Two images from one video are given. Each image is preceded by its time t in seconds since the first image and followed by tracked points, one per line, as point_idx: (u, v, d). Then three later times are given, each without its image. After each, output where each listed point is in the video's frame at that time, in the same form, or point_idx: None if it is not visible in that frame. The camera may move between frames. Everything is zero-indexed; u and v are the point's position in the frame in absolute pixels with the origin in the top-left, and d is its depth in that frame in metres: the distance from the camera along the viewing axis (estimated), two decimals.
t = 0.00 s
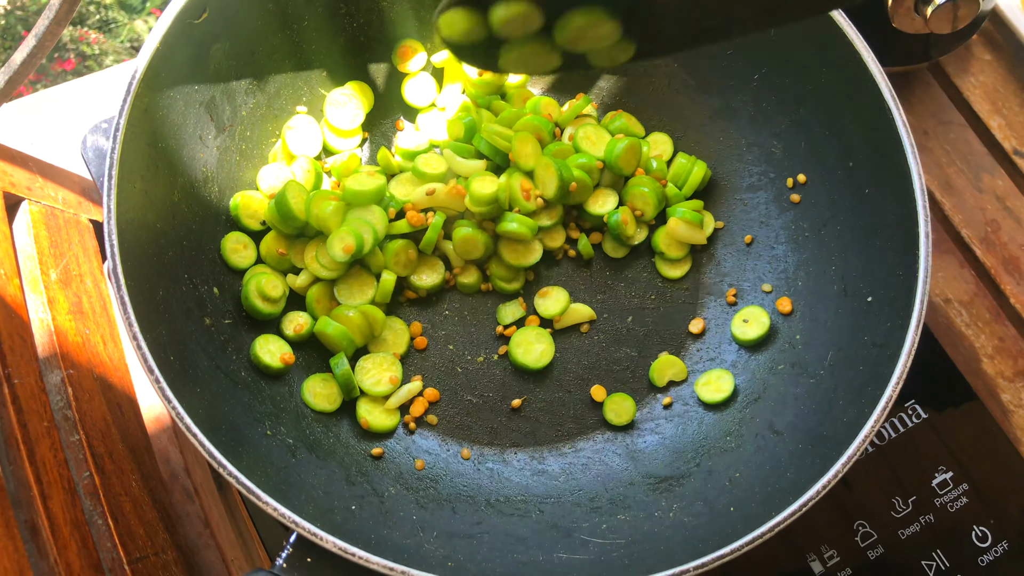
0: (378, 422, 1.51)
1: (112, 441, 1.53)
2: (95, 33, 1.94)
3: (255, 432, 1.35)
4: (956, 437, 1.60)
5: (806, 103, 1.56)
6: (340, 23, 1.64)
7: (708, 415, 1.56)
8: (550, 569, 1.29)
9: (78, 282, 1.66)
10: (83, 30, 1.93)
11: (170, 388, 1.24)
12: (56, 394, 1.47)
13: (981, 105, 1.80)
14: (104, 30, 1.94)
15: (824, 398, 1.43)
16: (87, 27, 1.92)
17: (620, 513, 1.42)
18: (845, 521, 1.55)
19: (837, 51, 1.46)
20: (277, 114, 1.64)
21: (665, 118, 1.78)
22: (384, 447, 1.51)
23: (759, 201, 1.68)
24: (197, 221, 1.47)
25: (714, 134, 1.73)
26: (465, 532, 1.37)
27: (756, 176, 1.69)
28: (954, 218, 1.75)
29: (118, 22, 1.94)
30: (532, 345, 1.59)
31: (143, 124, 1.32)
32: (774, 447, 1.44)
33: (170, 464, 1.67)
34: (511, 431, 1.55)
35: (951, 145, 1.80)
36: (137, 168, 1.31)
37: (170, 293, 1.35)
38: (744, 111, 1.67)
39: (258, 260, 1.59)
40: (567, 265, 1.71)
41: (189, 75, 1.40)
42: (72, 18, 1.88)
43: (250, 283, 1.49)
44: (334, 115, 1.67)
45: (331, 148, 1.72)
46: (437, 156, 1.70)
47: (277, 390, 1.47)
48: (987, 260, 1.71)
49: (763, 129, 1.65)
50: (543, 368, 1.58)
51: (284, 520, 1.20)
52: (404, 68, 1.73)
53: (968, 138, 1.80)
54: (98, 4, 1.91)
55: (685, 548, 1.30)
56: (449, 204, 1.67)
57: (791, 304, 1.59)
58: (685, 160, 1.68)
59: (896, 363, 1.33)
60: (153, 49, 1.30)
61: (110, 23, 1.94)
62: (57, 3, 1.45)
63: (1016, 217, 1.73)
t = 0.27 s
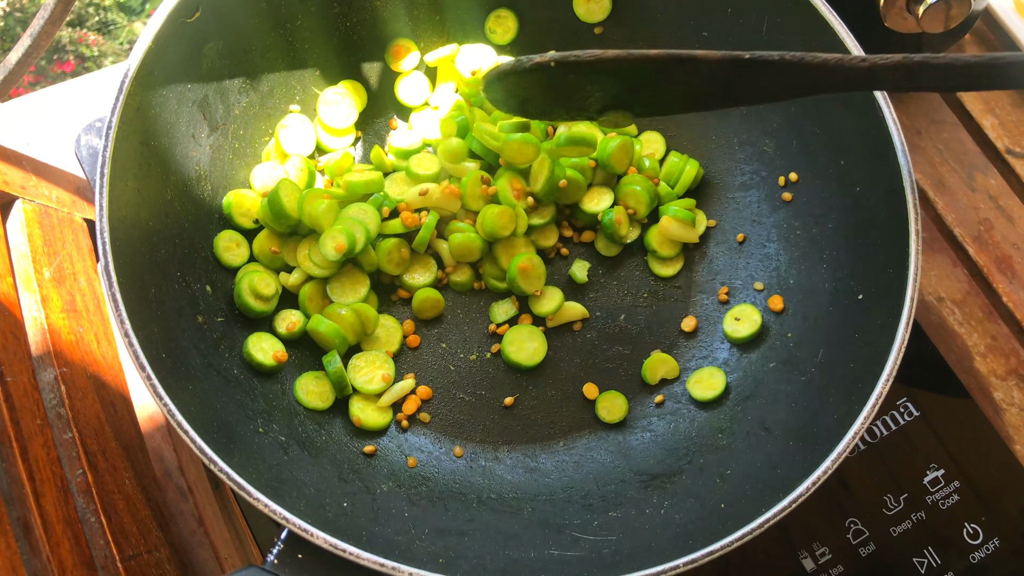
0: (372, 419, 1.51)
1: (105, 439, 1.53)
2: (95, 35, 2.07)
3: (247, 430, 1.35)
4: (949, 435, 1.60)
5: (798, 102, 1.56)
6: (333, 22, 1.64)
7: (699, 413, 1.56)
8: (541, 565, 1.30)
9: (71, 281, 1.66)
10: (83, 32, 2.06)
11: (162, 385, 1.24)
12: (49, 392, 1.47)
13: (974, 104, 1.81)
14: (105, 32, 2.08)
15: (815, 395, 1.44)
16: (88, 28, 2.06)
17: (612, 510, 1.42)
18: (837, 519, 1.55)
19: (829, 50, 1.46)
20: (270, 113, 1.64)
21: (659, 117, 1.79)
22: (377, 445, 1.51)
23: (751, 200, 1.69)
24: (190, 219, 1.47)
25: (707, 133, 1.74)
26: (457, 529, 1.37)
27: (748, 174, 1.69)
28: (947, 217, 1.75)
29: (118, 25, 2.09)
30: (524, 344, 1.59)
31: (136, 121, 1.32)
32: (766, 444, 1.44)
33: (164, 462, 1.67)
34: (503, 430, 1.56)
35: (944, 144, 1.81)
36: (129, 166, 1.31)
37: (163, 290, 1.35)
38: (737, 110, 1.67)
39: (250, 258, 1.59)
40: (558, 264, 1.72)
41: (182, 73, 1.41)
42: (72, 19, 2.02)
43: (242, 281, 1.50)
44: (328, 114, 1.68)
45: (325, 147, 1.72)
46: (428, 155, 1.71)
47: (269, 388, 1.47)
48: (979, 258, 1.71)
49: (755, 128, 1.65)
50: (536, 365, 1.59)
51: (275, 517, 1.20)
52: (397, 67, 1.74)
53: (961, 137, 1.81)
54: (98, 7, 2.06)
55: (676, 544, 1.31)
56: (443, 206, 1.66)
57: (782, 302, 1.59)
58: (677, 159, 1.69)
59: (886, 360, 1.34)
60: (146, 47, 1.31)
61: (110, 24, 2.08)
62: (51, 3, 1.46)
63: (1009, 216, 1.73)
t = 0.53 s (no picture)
0: (375, 417, 1.52)
1: (109, 437, 1.54)
2: (96, 37, 2.08)
3: (251, 428, 1.36)
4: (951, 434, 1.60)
5: (799, 101, 1.57)
6: (336, 22, 1.65)
7: (701, 411, 1.56)
8: (544, 562, 1.30)
9: (75, 281, 1.67)
10: (83, 34, 2.08)
11: (166, 382, 1.25)
12: (54, 390, 1.48)
13: (975, 104, 1.81)
14: (105, 34, 2.08)
15: (817, 393, 1.44)
16: (88, 30, 2.07)
17: (615, 508, 1.42)
18: (839, 516, 1.55)
19: (830, 50, 1.47)
20: (273, 113, 1.65)
21: (660, 117, 1.79)
22: (380, 443, 1.52)
23: (752, 199, 1.69)
24: (194, 218, 1.48)
25: (708, 133, 1.74)
26: (460, 527, 1.38)
27: (750, 174, 1.70)
28: (948, 216, 1.75)
29: (118, 26, 2.10)
30: (527, 343, 1.59)
31: (140, 121, 1.33)
32: (767, 442, 1.44)
33: (167, 461, 1.68)
34: (506, 428, 1.56)
35: (945, 144, 1.81)
36: (133, 165, 1.31)
37: (167, 289, 1.36)
38: (738, 109, 1.68)
39: (253, 257, 1.60)
40: (561, 262, 1.72)
41: (185, 73, 1.41)
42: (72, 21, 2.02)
43: (246, 281, 1.50)
44: (330, 114, 1.69)
45: (327, 147, 1.73)
46: (431, 155, 1.70)
47: (273, 386, 1.48)
48: (980, 257, 1.72)
49: (756, 127, 1.66)
50: (538, 364, 1.59)
51: (280, 514, 1.20)
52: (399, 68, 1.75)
53: (962, 137, 1.81)
54: (99, 9, 2.06)
55: (678, 542, 1.31)
56: (446, 205, 1.66)
57: (784, 300, 1.60)
58: (679, 158, 1.69)
59: (887, 358, 1.34)
60: (150, 46, 1.31)
61: (111, 26, 2.09)
62: (54, 4, 1.46)
63: (1010, 215, 1.74)
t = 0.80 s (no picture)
0: (372, 418, 1.53)
1: (108, 438, 1.54)
2: (95, 39, 2.09)
3: (249, 428, 1.37)
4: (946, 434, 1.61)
5: (794, 103, 1.58)
6: (334, 25, 1.66)
7: (697, 411, 1.57)
8: (540, 561, 1.31)
9: (74, 282, 1.68)
10: (83, 36, 2.08)
11: (164, 383, 1.25)
12: (53, 391, 1.48)
13: (970, 105, 1.82)
14: (104, 36, 2.10)
15: (811, 393, 1.45)
16: (88, 33, 2.08)
17: (611, 507, 1.43)
18: (834, 516, 1.56)
19: (825, 52, 1.48)
20: (271, 115, 1.66)
21: (656, 118, 1.80)
22: (377, 443, 1.53)
23: (748, 200, 1.70)
24: (192, 220, 1.49)
25: (704, 134, 1.75)
26: (457, 526, 1.38)
27: (746, 175, 1.71)
28: (943, 217, 1.76)
29: (117, 29, 2.11)
30: (524, 344, 1.60)
31: (138, 123, 1.34)
32: (763, 442, 1.45)
33: (166, 462, 1.69)
34: (502, 428, 1.57)
35: (940, 145, 1.82)
36: (131, 167, 1.32)
37: (165, 290, 1.37)
38: (734, 111, 1.69)
39: (251, 259, 1.60)
40: (558, 263, 1.73)
41: (184, 75, 1.42)
42: (72, 23, 2.04)
43: (244, 282, 1.51)
44: (328, 115, 1.69)
45: (325, 149, 1.74)
46: (427, 156, 1.72)
47: (270, 387, 1.48)
48: (975, 258, 1.73)
49: (752, 129, 1.67)
50: (535, 364, 1.60)
51: (277, 513, 1.21)
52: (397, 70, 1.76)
53: (957, 138, 1.82)
54: (98, 11, 2.08)
55: (674, 541, 1.32)
56: (443, 206, 1.67)
57: (779, 301, 1.61)
58: (675, 159, 1.70)
59: (882, 358, 1.35)
60: (148, 49, 1.32)
61: (110, 29, 2.10)
62: (54, 7, 1.47)
63: (1005, 217, 1.75)
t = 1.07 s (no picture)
0: (367, 418, 1.53)
1: (104, 439, 1.54)
2: (93, 39, 2.08)
3: (245, 429, 1.37)
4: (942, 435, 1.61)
5: (789, 104, 1.58)
6: (330, 26, 1.66)
7: (693, 412, 1.57)
8: (535, 562, 1.31)
9: (70, 283, 1.68)
10: (81, 37, 2.08)
11: (159, 384, 1.25)
12: (49, 392, 1.49)
13: (966, 107, 1.83)
14: (102, 37, 2.08)
15: (806, 394, 1.46)
16: (85, 33, 2.07)
17: (606, 508, 1.43)
18: (829, 517, 1.56)
19: (820, 54, 1.48)
20: (267, 116, 1.66)
21: (652, 119, 1.80)
22: (373, 444, 1.53)
23: (744, 201, 1.71)
24: (188, 221, 1.49)
25: (700, 135, 1.75)
26: (452, 527, 1.39)
27: (741, 176, 1.71)
28: (939, 219, 1.77)
29: (116, 29, 2.08)
30: (519, 345, 1.60)
31: (134, 124, 1.34)
32: (757, 443, 1.46)
33: (162, 463, 1.68)
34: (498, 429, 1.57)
35: (936, 146, 1.82)
36: (127, 168, 1.32)
37: (160, 291, 1.37)
38: (729, 112, 1.69)
39: (246, 260, 1.60)
40: (554, 264, 1.73)
41: (179, 77, 1.42)
42: (69, 23, 2.03)
43: (240, 283, 1.51)
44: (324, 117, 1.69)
45: (321, 150, 1.73)
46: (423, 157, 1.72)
47: (266, 388, 1.48)
48: (971, 259, 1.73)
49: (748, 130, 1.67)
50: (530, 365, 1.60)
51: (272, 514, 1.21)
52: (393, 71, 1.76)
53: (952, 140, 1.82)
54: (97, 12, 2.07)
55: (668, 542, 1.32)
56: (439, 207, 1.67)
57: (775, 302, 1.61)
58: (670, 161, 1.71)
59: (876, 359, 1.35)
60: (144, 50, 1.32)
61: (109, 30, 2.08)
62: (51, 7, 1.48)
63: (1001, 218, 1.75)
